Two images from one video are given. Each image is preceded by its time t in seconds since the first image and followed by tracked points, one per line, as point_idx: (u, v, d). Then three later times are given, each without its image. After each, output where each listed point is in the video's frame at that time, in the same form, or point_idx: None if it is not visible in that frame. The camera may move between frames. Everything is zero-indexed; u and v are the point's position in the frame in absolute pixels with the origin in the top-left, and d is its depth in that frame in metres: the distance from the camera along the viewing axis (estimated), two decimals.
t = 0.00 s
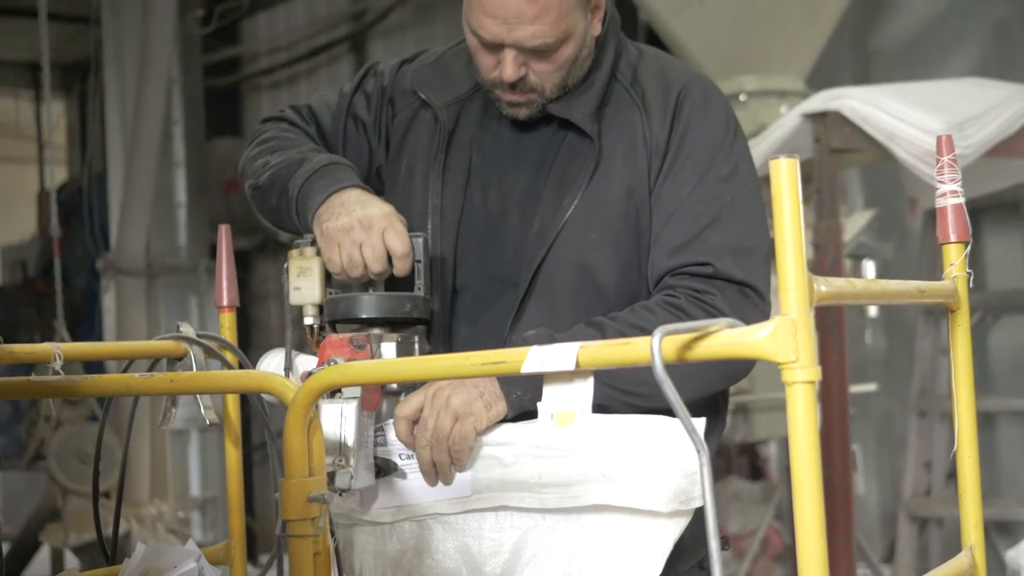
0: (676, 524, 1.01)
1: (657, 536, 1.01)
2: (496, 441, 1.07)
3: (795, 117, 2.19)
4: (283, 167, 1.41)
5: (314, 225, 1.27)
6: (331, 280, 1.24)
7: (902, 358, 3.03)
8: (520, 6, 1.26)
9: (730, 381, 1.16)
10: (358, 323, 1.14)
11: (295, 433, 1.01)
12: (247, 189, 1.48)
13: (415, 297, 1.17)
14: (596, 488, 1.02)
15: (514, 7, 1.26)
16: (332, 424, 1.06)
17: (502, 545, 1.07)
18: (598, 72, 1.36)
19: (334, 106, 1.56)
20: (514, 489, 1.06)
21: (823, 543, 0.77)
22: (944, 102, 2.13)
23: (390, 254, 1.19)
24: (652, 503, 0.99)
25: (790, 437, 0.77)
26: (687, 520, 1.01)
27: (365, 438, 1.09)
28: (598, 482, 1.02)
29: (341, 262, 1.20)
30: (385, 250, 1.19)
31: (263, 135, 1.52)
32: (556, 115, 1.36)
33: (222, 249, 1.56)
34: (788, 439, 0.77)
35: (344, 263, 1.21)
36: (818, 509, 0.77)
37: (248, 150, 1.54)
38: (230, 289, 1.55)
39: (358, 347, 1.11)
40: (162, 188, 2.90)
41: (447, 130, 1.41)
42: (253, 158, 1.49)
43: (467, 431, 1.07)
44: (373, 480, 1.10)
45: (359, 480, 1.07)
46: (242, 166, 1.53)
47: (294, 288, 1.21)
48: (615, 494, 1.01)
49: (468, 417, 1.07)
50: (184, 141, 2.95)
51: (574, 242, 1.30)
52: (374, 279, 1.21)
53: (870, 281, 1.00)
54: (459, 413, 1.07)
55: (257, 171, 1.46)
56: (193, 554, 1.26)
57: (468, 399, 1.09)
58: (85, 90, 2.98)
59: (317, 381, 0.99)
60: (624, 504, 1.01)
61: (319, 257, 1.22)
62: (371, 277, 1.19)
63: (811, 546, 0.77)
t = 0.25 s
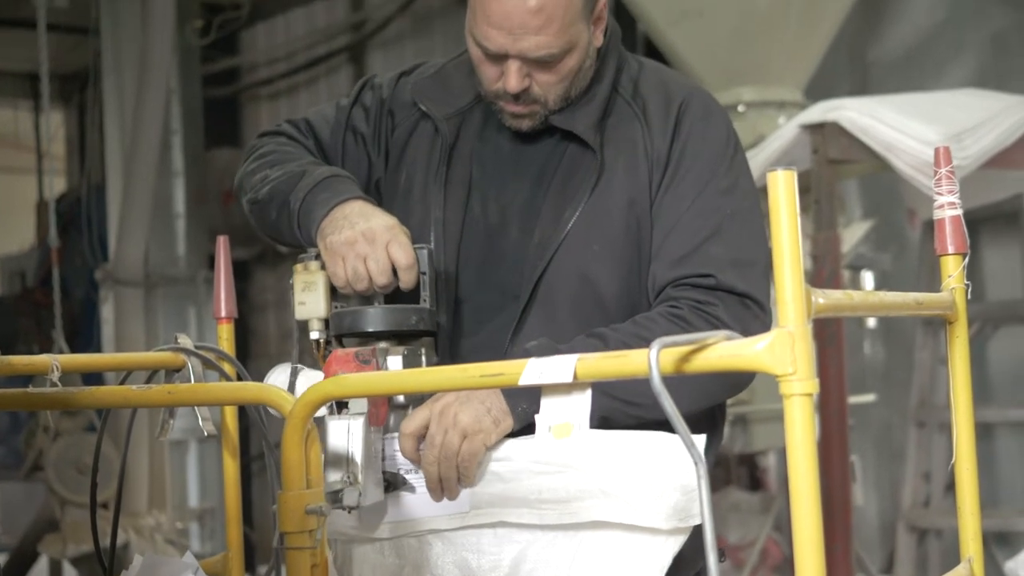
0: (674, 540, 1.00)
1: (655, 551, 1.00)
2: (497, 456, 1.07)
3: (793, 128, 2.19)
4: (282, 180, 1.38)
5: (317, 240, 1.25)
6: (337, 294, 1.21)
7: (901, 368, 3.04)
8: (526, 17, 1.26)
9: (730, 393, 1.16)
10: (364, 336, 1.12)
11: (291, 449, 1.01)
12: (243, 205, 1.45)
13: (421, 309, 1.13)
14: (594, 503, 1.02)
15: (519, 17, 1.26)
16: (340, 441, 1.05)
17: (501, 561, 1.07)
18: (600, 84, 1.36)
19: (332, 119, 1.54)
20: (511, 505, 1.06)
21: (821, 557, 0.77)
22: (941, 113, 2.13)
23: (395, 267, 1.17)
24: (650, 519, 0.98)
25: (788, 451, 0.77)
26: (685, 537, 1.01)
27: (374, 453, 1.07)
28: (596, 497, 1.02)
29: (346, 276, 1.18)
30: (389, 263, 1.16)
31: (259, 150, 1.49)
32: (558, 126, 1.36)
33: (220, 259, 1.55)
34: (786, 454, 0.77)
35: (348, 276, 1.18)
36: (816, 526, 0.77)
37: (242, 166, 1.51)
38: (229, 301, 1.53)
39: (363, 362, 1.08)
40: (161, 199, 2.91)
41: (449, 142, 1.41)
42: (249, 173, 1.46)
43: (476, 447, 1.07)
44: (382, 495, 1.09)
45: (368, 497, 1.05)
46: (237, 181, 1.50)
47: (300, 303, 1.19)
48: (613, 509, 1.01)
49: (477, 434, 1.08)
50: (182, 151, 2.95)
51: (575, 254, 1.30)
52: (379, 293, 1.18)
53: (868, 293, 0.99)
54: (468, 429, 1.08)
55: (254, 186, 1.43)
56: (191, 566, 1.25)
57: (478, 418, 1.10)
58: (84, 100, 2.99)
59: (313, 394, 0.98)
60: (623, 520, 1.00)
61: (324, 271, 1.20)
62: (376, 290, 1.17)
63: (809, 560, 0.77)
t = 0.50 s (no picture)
0: (669, 549, 1.02)
1: (650, 560, 1.01)
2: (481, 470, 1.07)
3: (791, 139, 2.20)
4: (282, 195, 1.36)
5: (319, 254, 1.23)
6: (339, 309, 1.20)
7: (899, 378, 3.04)
8: (531, 25, 1.26)
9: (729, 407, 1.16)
10: (367, 350, 1.11)
11: (289, 460, 1.01)
12: (242, 220, 1.43)
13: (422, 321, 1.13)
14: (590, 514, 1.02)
15: (524, 25, 1.26)
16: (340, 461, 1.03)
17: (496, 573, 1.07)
18: (602, 95, 1.36)
19: (329, 132, 1.52)
20: (504, 519, 1.06)
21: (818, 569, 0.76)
22: (939, 124, 2.14)
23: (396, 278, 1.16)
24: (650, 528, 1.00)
25: (785, 463, 0.77)
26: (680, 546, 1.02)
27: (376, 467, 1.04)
28: (593, 507, 1.02)
29: (348, 290, 1.17)
30: (390, 275, 1.15)
31: (257, 165, 1.47)
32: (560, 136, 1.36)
33: (217, 271, 1.51)
34: (783, 468, 0.77)
35: (350, 290, 1.17)
36: (814, 541, 0.77)
37: (240, 181, 1.49)
38: (227, 312, 1.52)
39: (364, 376, 1.07)
40: (160, 208, 2.92)
41: (450, 153, 1.40)
42: (248, 188, 1.44)
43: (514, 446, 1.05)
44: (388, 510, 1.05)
45: (372, 511, 1.02)
46: (236, 197, 1.48)
47: (303, 319, 1.18)
48: (608, 519, 1.02)
49: (514, 428, 1.06)
50: (181, 161, 2.96)
51: (580, 265, 1.30)
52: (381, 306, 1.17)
53: (866, 305, 0.99)
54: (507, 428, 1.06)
55: (254, 201, 1.41)
56: None
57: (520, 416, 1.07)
58: (83, 109, 2.98)
59: (309, 406, 0.98)
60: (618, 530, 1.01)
61: (326, 285, 1.19)
62: (378, 303, 1.15)
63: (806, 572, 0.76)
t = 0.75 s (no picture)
0: (665, 556, 1.02)
1: (646, 567, 1.02)
2: (462, 481, 1.06)
3: (788, 151, 2.20)
4: (280, 212, 1.34)
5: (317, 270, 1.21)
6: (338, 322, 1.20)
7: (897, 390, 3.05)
8: (537, 35, 1.26)
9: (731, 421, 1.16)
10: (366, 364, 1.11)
11: (286, 471, 1.00)
12: (240, 239, 1.41)
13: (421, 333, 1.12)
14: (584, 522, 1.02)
15: (530, 35, 1.26)
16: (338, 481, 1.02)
17: None
18: (601, 108, 1.37)
19: (325, 149, 1.50)
20: (500, 531, 1.05)
21: None
22: (936, 136, 2.14)
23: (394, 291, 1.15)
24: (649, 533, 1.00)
25: (782, 476, 0.77)
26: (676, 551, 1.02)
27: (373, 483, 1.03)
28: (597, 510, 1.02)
29: (345, 303, 1.16)
30: (387, 287, 1.14)
31: (253, 183, 1.45)
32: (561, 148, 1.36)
33: (215, 282, 1.50)
34: (781, 482, 0.77)
35: (348, 303, 1.16)
36: (812, 554, 0.76)
37: (236, 201, 1.47)
38: (224, 322, 1.49)
39: (361, 390, 1.06)
40: (158, 220, 2.92)
41: (448, 165, 1.39)
42: (244, 207, 1.42)
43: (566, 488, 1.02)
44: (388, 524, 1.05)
45: (369, 528, 1.01)
46: (232, 218, 1.46)
47: (302, 333, 1.18)
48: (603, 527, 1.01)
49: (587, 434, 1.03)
50: (180, 172, 2.96)
51: (585, 278, 1.30)
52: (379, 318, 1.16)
53: (863, 317, 0.97)
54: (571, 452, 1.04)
55: (251, 219, 1.39)
56: None
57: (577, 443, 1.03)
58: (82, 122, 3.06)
59: (306, 419, 0.97)
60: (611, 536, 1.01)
61: (324, 299, 1.18)
62: (376, 315, 1.14)
63: None
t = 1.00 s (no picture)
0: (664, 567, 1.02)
1: None
2: (457, 494, 1.04)
3: (786, 161, 2.21)
4: (277, 227, 1.33)
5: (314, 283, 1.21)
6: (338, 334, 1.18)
7: (895, 400, 3.04)
8: (542, 44, 1.26)
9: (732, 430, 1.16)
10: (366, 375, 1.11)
11: (284, 481, 1.00)
12: (238, 255, 1.40)
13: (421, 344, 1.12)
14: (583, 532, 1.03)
15: (535, 44, 1.26)
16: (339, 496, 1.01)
17: None
18: (600, 119, 1.37)
19: (321, 164, 1.50)
20: (499, 544, 1.04)
21: None
22: (933, 146, 2.15)
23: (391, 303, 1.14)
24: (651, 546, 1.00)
25: (779, 487, 0.76)
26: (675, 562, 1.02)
27: (374, 497, 1.02)
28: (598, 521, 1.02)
29: (342, 316, 1.15)
30: (384, 300, 1.14)
31: (249, 200, 1.44)
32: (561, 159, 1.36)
33: (213, 292, 1.49)
34: (778, 494, 0.77)
35: (345, 316, 1.15)
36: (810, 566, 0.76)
37: (232, 219, 1.45)
38: (222, 332, 1.48)
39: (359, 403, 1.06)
40: (156, 229, 2.91)
41: (446, 177, 1.38)
42: (241, 223, 1.41)
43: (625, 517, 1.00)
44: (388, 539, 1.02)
45: (369, 541, 0.99)
46: (229, 236, 1.45)
47: (300, 347, 1.16)
48: (601, 538, 1.02)
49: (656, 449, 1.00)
50: (178, 182, 2.95)
51: (590, 289, 1.31)
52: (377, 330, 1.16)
53: (859, 328, 0.96)
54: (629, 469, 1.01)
55: (248, 235, 1.38)
56: None
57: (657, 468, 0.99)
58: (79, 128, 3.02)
59: (303, 431, 0.97)
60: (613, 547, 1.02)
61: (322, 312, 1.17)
62: (373, 328, 1.14)
63: None
